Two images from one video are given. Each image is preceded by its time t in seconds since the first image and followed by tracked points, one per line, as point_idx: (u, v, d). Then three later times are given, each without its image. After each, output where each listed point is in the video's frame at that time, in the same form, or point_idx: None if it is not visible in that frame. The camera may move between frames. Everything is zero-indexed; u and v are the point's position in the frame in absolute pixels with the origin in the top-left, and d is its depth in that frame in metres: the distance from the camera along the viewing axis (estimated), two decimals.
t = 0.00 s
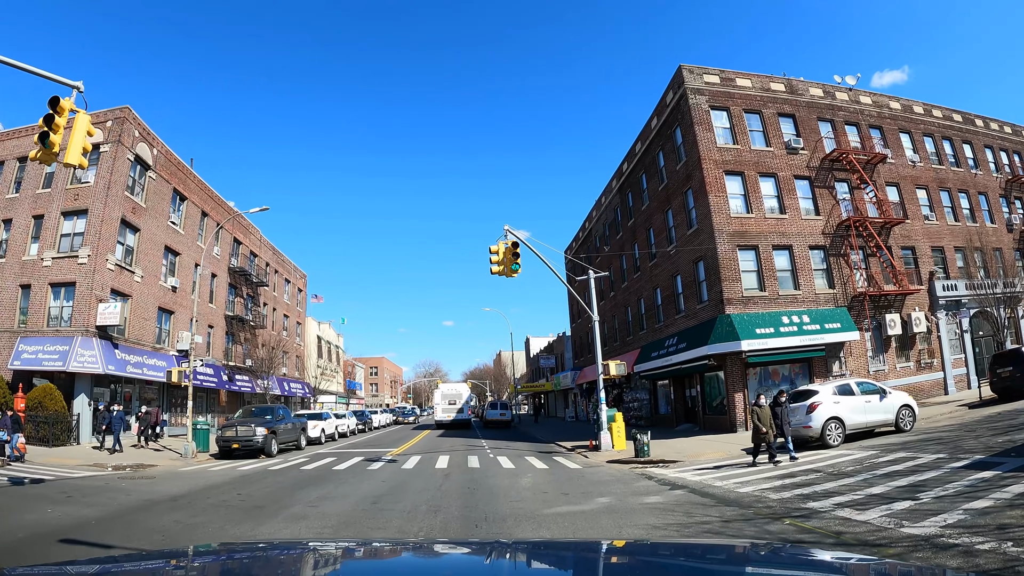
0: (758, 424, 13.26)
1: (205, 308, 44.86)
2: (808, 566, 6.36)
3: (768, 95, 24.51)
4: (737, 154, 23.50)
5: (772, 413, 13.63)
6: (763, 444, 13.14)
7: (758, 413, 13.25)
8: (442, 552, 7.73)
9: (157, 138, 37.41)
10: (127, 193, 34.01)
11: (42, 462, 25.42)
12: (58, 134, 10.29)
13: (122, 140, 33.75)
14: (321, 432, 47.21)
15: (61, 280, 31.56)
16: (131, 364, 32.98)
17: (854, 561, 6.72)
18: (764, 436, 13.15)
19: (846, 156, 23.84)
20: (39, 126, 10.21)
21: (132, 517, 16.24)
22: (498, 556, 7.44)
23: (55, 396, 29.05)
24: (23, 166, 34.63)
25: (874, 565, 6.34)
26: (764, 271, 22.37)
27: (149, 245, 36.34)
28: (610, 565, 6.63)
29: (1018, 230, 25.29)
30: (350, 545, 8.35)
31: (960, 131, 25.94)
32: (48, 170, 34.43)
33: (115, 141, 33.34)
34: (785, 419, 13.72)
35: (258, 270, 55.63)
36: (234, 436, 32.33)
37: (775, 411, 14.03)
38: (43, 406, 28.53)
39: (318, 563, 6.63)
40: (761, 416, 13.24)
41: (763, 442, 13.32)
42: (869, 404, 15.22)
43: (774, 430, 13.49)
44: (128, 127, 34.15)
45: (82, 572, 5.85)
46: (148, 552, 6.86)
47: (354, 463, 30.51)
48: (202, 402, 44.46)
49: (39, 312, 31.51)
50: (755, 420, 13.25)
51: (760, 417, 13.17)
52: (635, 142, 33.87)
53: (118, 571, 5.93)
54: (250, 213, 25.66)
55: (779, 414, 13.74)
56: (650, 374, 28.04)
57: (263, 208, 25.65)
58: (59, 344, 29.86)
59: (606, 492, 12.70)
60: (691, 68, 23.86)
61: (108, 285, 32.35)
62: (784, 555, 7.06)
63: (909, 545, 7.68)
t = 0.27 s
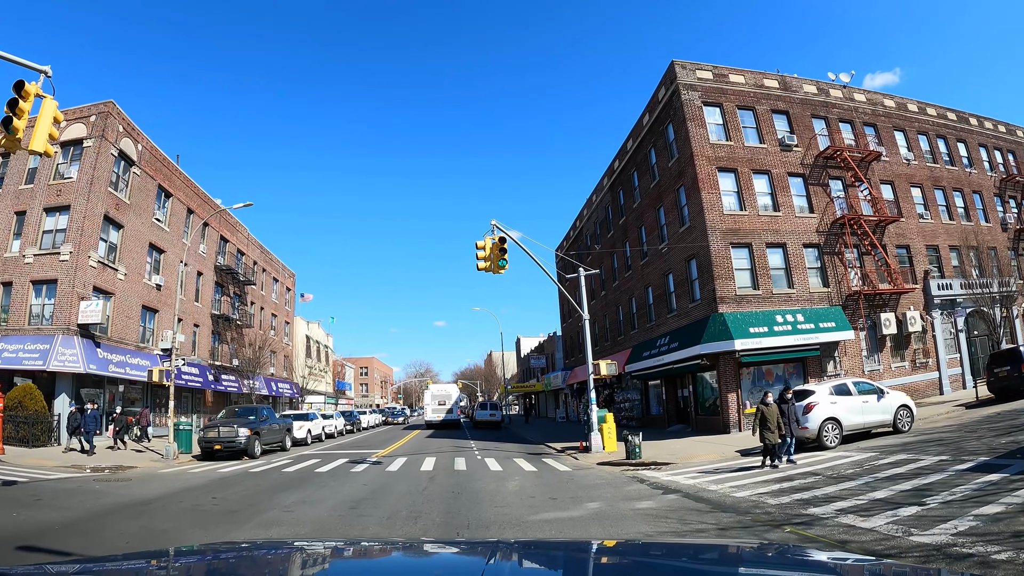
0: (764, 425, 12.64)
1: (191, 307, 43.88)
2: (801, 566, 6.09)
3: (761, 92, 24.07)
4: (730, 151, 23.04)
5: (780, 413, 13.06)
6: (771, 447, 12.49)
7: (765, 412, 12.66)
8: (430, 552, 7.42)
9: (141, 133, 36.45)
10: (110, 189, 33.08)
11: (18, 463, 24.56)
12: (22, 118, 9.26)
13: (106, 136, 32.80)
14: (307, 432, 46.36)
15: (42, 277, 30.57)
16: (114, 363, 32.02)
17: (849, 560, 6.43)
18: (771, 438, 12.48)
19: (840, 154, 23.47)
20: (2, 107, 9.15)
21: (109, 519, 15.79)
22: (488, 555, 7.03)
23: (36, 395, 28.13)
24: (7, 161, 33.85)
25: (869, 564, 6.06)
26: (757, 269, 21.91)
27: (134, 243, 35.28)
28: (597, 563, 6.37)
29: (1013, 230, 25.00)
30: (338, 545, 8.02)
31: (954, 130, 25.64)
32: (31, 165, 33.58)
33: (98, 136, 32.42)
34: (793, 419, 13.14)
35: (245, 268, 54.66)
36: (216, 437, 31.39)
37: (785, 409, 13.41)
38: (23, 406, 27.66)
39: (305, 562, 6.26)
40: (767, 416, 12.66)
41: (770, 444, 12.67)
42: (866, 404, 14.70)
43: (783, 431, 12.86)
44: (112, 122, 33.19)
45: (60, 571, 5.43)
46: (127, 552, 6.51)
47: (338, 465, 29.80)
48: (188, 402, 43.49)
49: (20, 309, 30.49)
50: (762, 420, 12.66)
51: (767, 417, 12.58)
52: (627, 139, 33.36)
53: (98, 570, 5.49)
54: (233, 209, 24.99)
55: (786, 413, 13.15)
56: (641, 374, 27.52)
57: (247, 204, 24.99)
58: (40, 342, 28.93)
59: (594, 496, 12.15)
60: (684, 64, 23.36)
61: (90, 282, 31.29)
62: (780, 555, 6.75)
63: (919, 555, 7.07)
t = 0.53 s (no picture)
0: (769, 426, 12.01)
1: (177, 305, 43.02)
2: (794, 565, 5.88)
3: (754, 89, 23.74)
4: (722, 148, 22.68)
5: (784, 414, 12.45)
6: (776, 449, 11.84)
7: (769, 413, 12.06)
8: (418, 553, 7.30)
9: (126, 129, 35.57)
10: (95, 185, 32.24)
11: None
12: None
13: (90, 132, 31.94)
14: (294, 433, 45.64)
15: (24, 274, 29.69)
16: (98, 362, 31.21)
17: (843, 559, 6.21)
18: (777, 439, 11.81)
19: (833, 152, 23.21)
20: None
21: (83, 522, 15.31)
22: (480, 555, 6.87)
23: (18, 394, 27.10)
24: None
25: (862, 563, 5.84)
26: (750, 268, 21.56)
27: (118, 240, 34.35)
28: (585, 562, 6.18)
29: (1006, 229, 24.82)
30: (326, 545, 7.88)
31: (947, 129, 25.44)
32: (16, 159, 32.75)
33: (82, 132, 31.54)
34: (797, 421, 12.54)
35: (233, 267, 53.81)
36: (199, 438, 30.62)
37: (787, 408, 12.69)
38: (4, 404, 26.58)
39: (294, 562, 6.15)
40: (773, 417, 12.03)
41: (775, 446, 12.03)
42: (862, 404, 14.33)
43: (789, 431, 12.21)
44: (96, 118, 32.31)
45: (43, 571, 5.36)
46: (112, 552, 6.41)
47: (323, 466, 29.25)
48: (175, 402, 42.65)
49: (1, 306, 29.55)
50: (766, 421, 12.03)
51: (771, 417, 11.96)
52: (617, 137, 32.97)
53: (83, 570, 5.45)
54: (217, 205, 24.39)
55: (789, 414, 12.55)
56: (632, 374, 27.12)
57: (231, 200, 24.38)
58: (21, 341, 28.05)
59: (582, 500, 11.75)
60: (676, 60, 22.97)
61: (73, 280, 30.43)
62: (775, 557, 6.48)
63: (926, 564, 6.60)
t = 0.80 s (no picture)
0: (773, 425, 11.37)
1: (164, 304, 42.25)
2: (787, 566, 5.62)
3: (746, 88, 23.48)
4: (714, 147, 22.41)
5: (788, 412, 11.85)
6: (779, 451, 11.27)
7: (774, 412, 11.44)
8: (409, 552, 7.11)
9: (113, 125, 34.82)
10: (80, 182, 31.52)
11: None
12: None
13: (76, 127, 31.21)
14: (281, 433, 44.99)
15: (7, 272, 28.93)
16: (82, 361, 30.49)
17: (836, 559, 6.02)
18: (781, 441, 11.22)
19: (826, 151, 23.00)
20: None
21: (55, 525, 14.76)
22: (470, 552, 6.82)
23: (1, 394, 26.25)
24: None
25: (855, 562, 5.64)
26: (742, 267, 21.29)
27: (104, 237, 33.57)
28: (574, 563, 6.00)
29: (998, 230, 24.69)
30: (315, 545, 7.70)
31: (940, 129, 25.32)
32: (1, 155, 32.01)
33: (68, 127, 30.80)
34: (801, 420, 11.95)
35: (220, 266, 53.03)
36: (184, 438, 29.94)
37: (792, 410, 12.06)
38: None
39: (283, 563, 6.06)
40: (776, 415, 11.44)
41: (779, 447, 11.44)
42: (856, 405, 14.03)
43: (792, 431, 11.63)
44: (82, 113, 31.56)
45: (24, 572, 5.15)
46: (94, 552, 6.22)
47: (308, 468, 28.74)
48: (161, 403, 41.89)
49: None
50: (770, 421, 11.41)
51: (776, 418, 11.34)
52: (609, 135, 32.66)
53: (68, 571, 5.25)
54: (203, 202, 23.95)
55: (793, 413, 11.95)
56: (622, 375, 26.81)
57: (217, 197, 24.01)
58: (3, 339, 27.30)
59: (569, 503, 11.40)
60: (667, 58, 22.66)
61: (57, 277, 29.68)
62: (770, 559, 6.18)
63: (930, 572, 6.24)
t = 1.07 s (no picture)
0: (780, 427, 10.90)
1: (152, 303, 41.61)
2: (783, 567, 5.42)
3: (739, 87, 23.31)
4: (706, 146, 22.20)
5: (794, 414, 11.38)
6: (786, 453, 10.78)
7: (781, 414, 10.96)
8: (400, 552, 6.85)
9: (101, 121, 34.20)
10: (68, 178, 30.89)
11: None
12: None
13: (63, 123, 30.60)
14: (269, 433, 44.42)
15: None
16: (68, 360, 29.91)
17: (830, 559, 5.84)
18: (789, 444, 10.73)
19: (819, 150, 22.84)
20: None
21: (32, 527, 14.35)
22: (465, 552, 6.61)
23: None
24: None
25: (849, 562, 5.48)
26: (734, 267, 21.09)
27: (91, 235, 32.93)
28: (563, 562, 5.82)
29: (991, 231, 24.62)
30: (305, 546, 7.45)
31: (933, 130, 25.25)
32: None
33: (55, 123, 30.18)
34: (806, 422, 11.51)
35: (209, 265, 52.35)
36: (170, 438, 29.37)
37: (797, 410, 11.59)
38: None
39: (273, 562, 5.91)
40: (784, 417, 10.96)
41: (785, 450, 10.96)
42: (850, 406, 13.82)
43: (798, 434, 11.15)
44: (70, 109, 30.97)
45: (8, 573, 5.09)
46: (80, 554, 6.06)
47: (294, 468, 28.27)
48: (149, 403, 41.23)
49: None
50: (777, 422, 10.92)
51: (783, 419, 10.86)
52: (601, 134, 32.43)
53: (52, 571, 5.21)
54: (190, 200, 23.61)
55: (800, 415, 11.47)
56: (613, 375, 26.56)
57: (205, 194, 23.81)
58: None
59: (558, 506, 11.12)
60: (660, 56, 22.42)
61: (43, 275, 29.05)
62: (764, 559, 5.99)
63: None
